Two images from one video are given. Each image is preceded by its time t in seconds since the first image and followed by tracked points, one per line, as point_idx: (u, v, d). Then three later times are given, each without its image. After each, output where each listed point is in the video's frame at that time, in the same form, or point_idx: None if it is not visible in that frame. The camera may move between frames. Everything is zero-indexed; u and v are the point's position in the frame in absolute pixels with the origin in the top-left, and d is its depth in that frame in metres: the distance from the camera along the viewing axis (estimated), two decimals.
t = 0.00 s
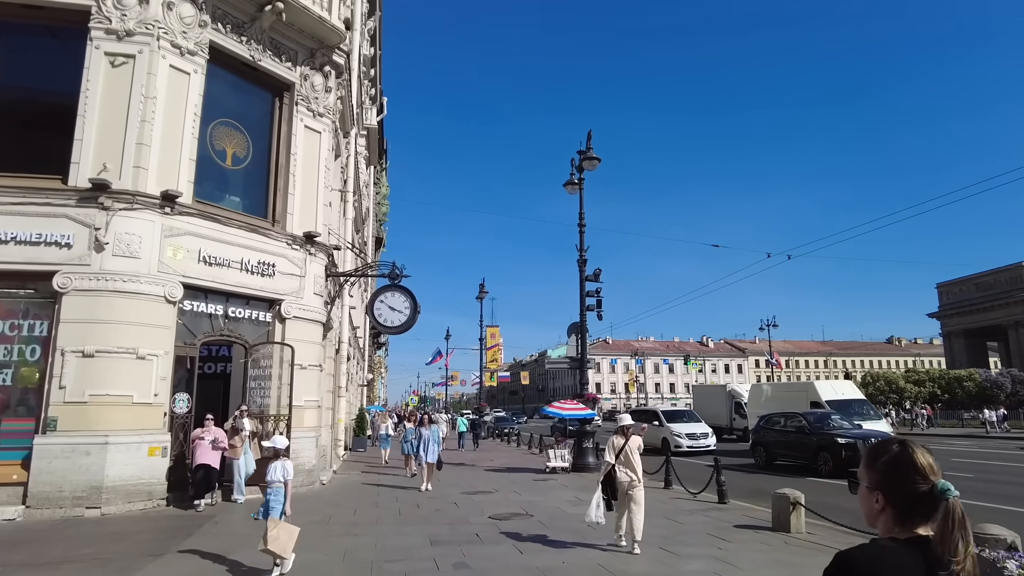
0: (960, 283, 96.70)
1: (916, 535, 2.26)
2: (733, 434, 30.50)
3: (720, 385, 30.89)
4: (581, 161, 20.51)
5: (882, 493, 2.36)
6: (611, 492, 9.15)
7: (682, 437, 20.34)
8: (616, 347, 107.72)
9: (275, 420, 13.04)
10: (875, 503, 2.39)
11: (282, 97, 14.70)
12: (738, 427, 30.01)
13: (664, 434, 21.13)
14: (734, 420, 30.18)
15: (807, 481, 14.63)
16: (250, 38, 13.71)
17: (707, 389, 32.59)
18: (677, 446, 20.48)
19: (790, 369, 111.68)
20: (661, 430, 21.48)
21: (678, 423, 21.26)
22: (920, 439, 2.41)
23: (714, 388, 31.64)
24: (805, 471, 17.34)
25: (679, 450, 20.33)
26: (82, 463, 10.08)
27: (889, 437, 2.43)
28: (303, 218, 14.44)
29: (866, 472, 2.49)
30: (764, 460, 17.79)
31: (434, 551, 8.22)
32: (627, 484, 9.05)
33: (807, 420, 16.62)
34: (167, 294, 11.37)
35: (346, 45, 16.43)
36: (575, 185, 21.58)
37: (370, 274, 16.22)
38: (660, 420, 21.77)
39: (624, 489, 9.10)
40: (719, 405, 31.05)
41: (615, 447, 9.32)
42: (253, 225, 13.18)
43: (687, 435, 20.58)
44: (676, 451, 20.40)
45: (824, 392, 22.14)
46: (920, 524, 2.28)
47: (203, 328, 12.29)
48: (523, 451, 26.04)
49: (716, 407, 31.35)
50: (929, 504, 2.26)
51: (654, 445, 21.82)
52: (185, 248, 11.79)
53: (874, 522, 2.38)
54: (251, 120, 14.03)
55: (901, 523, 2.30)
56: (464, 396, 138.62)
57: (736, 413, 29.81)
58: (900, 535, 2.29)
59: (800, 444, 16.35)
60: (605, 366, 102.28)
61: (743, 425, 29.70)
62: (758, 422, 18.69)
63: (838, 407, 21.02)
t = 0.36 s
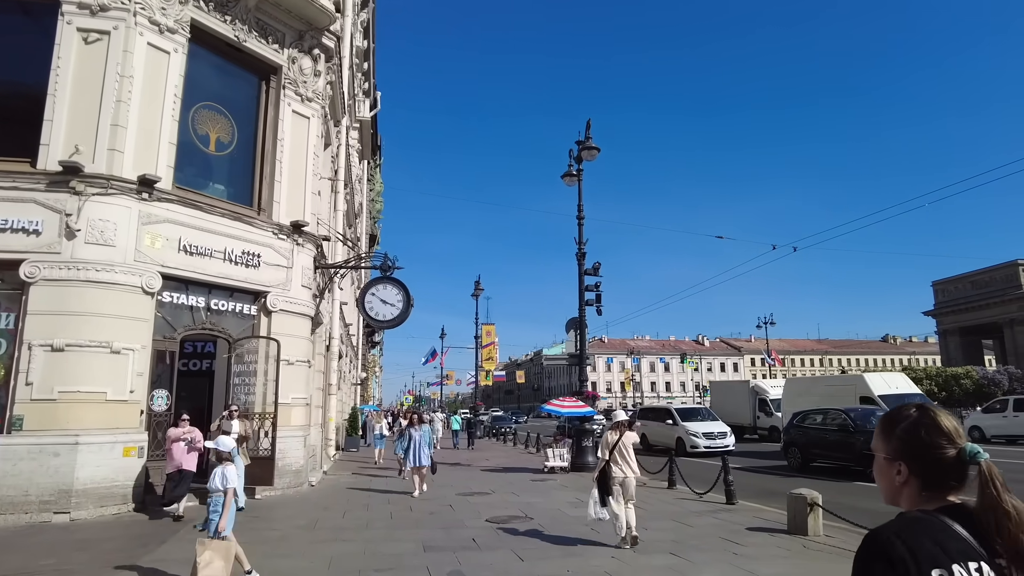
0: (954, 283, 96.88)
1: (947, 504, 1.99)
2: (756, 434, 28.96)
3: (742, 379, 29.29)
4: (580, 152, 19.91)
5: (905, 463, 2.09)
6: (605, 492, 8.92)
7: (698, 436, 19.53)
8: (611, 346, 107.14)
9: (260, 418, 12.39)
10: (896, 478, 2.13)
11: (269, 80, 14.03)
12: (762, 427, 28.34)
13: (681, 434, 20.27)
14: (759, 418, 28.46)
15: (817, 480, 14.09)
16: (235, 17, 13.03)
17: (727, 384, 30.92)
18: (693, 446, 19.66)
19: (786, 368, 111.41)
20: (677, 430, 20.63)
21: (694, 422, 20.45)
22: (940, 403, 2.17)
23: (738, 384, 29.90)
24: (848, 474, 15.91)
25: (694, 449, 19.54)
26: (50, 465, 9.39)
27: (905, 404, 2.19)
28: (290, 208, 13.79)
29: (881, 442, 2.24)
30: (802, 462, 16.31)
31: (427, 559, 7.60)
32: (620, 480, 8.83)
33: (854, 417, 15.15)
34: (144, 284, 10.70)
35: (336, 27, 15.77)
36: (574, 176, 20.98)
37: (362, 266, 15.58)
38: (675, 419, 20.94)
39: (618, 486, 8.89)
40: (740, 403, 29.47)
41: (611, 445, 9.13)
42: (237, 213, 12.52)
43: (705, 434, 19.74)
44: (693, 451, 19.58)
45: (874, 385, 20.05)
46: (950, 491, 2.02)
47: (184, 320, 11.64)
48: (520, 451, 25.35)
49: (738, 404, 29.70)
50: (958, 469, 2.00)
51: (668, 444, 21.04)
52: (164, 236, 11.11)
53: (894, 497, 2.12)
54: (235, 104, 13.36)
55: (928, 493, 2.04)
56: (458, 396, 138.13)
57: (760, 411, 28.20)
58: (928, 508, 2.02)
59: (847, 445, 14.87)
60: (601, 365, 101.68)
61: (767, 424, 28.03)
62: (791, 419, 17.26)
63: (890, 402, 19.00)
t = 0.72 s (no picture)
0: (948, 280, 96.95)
1: (1012, 521, 1.72)
2: (784, 433, 27.61)
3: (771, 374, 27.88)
4: (579, 141, 19.27)
5: (958, 476, 1.80)
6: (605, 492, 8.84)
7: (719, 435, 18.79)
8: (606, 344, 106.57)
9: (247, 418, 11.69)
10: (949, 494, 1.83)
11: (256, 62, 13.32)
12: (791, 425, 26.89)
13: (700, 433, 19.50)
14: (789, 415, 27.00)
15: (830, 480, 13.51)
16: None
17: (753, 381, 29.52)
18: (713, 446, 18.96)
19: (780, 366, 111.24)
20: (695, 429, 19.86)
21: (712, 421, 19.67)
22: (987, 405, 1.87)
23: (765, 381, 28.57)
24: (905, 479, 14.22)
25: (714, 449, 18.84)
26: (15, 469, 8.68)
27: (949, 411, 1.91)
28: (279, 195, 13.11)
29: (921, 451, 1.94)
30: (851, 467, 14.60)
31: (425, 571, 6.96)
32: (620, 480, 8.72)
33: (912, 414, 13.49)
34: (121, 275, 10.00)
35: (327, 8, 15.06)
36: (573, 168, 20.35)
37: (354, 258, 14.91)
38: (692, 418, 20.19)
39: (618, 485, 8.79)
40: (771, 400, 28.10)
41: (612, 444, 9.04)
42: (221, 200, 11.83)
43: (726, 433, 19.00)
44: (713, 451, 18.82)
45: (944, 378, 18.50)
46: (1014, 507, 1.73)
47: (164, 313, 10.96)
48: (517, 451, 24.71)
49: (766, 401, 28.18)
50: (1019, 480, 1.74)
51: (684, 445, 20.36)
52: (142, 224, 10.41)
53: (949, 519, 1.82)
54: (220, 86, 12.65)
55: (988, 512, 1.76)
56: (451, 394, 137.34)
57: (790, 409, 26.75)
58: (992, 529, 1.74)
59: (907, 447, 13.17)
60: (596, 363, 101.11)
61: (798, 422, 26.57)
62: (835, 418, 15.58)
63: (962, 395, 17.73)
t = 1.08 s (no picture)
0: (949, 281, 96.55)
1: None
2: (828, 436, 26.66)
3: (813, 372, 27.03)
4: (585, 135, 18.71)
5: None
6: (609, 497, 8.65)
7: (748, 440, 17.66)
8: (606, 344, 105.93)
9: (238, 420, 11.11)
10: None
11: (250, 47, 12.71)
12: (837, 427, 26.02)
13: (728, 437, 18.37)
14: (834, 417, 26.13)
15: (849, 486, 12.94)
16: None
17: (792, 382, 28.68)
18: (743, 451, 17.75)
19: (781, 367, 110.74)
20: (722, 433, 18.75)
21: (741, 425, 18.54)
22: None
23: (807, 381, 27.72)
24: (989, 490, 13.04)
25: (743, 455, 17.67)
26: None
27: None
28: (273, 187, 12.52)
29: (1011, 491, 1.83)
30: (929, 478, 13.32)
31: None
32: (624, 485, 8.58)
33: (1002, 416, 12.31)
34: (103, 269, 9.38)
35: None
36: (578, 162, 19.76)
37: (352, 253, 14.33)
38: (719, 421, 19.07)
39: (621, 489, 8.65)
40: (814, 400, 27.22)
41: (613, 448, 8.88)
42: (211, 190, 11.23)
43: (759, 439, 17.81)
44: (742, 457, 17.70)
45: None
46: None
47: (150, 310, 10.35)
48: (519, 453, 24.12)
49: (809, 402, 27.35)
50: None
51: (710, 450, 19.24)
52: (126, 214, 9.80)
53: None
54: (212, 71, 12.04)
55: None
56: (450, 394, 136.64)
57: (837, 409, 25.93)
58: None
59: (1004, 456, 11.91)
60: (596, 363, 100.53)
61: (845, 425, 25.67)
62: (904, 421, 14.33)
63: None
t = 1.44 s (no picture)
0: (951, 280, 95.82)
1: None
2: (882, 438, 24.17)
3: (867, 367, 24.53)
4: (589, 125, 18.06)
5: None
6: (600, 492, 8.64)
7: (783, 443, 16.44)
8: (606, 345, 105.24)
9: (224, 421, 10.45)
10: None
11: (238, 29, 12.05)
12: (896, 429, 23.48)
13: (760, 440, 17.10)
14: (892, 417, 23.57)
15: (870, 490, 12.31)
16: None
17: (839, 377, 26.17)
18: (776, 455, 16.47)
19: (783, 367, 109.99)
20: (753, 436, 17.49)
21: (775, 426, 17.31)
22: None
23: (856, 376, 25.24)
24: None
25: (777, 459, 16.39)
26: None
27: None
28: (263, 176, 11.88)
29: None
30: None
31: None
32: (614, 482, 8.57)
33: None
34: (77, 259, 8.73)
35: None
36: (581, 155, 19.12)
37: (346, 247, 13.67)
38: (750, 422, 17.83)
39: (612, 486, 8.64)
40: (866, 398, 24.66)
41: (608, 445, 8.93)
42: (195, 177, 10.57)
43: (795, 441, 16.57)
44: (777, 462, 16.46)
45: None
46: None
47: (129, 303, 9.71)
48: (520, 455, 23.42)
49: (860, 400, 24.90)
50: None
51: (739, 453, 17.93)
52: (103, 202, 9.15)
53: None
54: (197, 53, 11.38)
55: None
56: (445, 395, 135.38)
57: (894, 408, 23.35)
58: None
59: None
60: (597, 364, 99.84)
61: (907, 426, 23.06)
62: (1002, 423, 11.84)
63: None
